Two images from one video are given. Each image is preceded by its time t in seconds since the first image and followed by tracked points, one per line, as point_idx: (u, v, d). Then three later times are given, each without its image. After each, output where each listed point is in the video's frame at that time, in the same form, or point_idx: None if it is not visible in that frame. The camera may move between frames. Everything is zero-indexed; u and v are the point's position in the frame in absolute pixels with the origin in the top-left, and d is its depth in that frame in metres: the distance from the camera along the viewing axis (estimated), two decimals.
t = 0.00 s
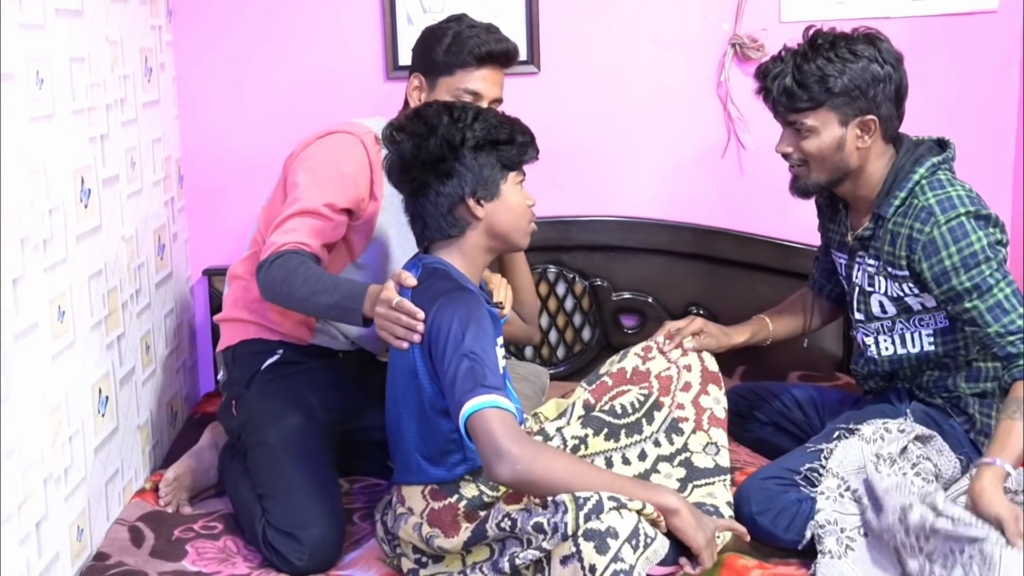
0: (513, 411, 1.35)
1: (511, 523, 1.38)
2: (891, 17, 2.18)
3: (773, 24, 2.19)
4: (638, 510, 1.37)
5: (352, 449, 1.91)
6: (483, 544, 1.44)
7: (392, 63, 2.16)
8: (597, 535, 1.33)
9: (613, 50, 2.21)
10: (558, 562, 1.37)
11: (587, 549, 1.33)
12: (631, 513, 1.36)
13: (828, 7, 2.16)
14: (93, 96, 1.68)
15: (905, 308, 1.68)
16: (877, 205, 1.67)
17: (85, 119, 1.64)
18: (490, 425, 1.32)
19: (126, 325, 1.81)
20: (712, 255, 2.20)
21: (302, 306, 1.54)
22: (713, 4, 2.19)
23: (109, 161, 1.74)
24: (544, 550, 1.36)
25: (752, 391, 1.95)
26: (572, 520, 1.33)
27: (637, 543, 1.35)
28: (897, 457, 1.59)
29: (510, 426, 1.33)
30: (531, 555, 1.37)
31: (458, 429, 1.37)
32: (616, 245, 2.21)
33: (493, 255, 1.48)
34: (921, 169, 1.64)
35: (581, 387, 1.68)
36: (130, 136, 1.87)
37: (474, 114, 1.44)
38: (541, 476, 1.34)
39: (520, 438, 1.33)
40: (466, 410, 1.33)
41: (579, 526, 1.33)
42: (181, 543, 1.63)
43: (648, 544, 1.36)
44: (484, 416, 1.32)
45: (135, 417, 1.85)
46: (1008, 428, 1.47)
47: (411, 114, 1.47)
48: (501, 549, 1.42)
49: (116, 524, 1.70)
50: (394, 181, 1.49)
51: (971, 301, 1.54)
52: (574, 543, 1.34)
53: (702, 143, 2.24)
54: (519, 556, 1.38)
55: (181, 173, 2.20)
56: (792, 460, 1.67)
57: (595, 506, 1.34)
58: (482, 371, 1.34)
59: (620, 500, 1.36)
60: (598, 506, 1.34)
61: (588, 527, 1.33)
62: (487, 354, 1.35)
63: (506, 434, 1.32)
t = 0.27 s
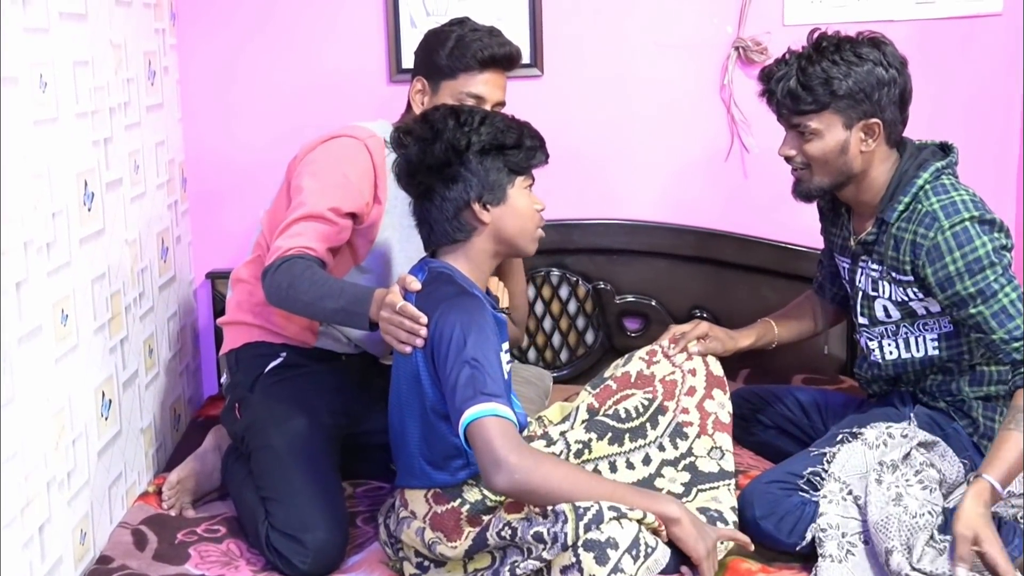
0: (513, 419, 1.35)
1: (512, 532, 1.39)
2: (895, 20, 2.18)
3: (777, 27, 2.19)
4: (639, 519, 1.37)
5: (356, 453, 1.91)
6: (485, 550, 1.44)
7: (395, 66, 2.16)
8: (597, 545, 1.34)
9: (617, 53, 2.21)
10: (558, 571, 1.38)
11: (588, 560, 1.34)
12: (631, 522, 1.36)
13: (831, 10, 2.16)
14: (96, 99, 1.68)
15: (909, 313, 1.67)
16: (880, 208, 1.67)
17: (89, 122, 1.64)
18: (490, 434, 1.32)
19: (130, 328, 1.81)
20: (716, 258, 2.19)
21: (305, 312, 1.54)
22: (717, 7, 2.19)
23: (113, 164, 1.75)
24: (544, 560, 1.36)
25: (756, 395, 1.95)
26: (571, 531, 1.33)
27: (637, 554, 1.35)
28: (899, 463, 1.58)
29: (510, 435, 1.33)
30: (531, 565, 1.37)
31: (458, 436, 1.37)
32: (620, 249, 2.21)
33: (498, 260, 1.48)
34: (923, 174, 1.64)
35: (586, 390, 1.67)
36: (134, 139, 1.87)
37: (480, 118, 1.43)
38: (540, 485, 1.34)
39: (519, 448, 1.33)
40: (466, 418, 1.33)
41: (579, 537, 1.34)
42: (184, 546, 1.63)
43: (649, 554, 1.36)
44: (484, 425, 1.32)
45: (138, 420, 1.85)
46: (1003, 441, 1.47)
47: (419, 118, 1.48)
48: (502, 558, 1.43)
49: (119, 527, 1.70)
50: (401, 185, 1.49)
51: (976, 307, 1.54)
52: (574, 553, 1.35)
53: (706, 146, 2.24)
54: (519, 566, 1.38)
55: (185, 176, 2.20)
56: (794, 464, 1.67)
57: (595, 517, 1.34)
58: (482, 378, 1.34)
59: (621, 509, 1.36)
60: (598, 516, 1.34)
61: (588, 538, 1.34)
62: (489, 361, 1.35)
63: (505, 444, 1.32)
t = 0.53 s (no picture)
0: (509, 422, 1.35)
1: (509, 532, 1.39)
2: (897, 24, 2.18)
3: (779, 30, 2.19)
4: (636, 518, 1.37)
5: (355, 454, 1.91)
6: (483, 552, 1.44)
7: (397, 68, 2.16)
8: (593, 544, 1.34)
9: (619, 56, 2.21)
10: (555, 570, 1.37)
11: (583, 558, 1.34)
12: (627, 521, 1.37)
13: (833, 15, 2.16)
14: (98, 99, 1.68)
15: (908, 318, 1.67)
16: (879, 214, 1.67)
17: (91, 122, 1.64)
18: (486, 437, 1.32)
19: (130, 328, 1.81)
20: (716, 262, 2.20)
21: (305, 312, 1.54)
22: (719, 11, 2.19)
23: (114, 164, 1.75)
24: (541, 559, 1.36)
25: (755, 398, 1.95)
26: (568, 529, 1.33)
27: (633, 553, 1.35)
28: (899, 469, 1.60)
29: (505, 437, 1.33)
30: (529, 564, 1.37)
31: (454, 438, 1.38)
32: (620, 252, 2.21)
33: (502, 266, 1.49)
34: (922, 181, 1.63)
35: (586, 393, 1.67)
36: (135, 139, 1.87)
37: (491, 122, 1.43)
38: (535, 488, 1.34)
39: (514, 451, 1.33)
40: (461, 420, 1.33)
41: (576, 535, 1.34)
42: (182, 546, 1.63)
43: (645, 553, 1.36)
44: (480, 427, 1.32)
45: (138, 421, 1.85)
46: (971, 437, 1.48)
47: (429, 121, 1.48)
48: (501, 558, 1.43)
49: (118, 527, 1.70)
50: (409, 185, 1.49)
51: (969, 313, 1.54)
52: (571, 552, 1.35)
53: (707, 150, 2.24)
54: (518, 565, 1.39)
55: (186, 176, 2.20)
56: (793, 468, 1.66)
57: (592, 515, 1.34)
58: (479, 382, 1.34)
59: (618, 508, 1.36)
60: (595, 514, 1.34)
61: (585, 536, 1.34)
62: (486, 364, 1.35)
63: (500, 447, 1.32)
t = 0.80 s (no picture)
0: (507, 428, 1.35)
1: (511, 534, 1.40)
2: (898, 24, 2.18)
3: (781, 30, 2.19)
4: (638, 518, 1.38)
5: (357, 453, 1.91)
6: (484, 553, 1.45)
7: (398, 67, 2.16)
8: (595, 545, 1.34)
9: (620, 55, 2.20)
10: (558, 571, 1.38)
11: (586, 558, 1.34)
12: (629, 522, 1.37)
13: (835, 14, 2.16)
14: (99, 99, 1.68)
15: (903, 320, 1.68)
16: (874, 215, 1.67)
17: (92, 122, 1.64)
18: (483, 444, 1.33)
19: (132, 328, 1.81)
20: (717, 261, 2.19)
21: (308, 314, 1.54)
22: (720, 11, 2.18)
23: (115, 164, 1.75)
24: (544, 561, 1.36)
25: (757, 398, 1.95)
26: (570, 531, 1.33)
27: (636, 553, 1.36)
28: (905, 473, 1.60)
29: (501, 443, 1.33)
30: (531, 566, 1.37)
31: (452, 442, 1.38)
32: (622, 251, 2.21)
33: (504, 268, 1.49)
34: (916, 182, 1.63)
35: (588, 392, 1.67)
36: (137, 139, 1.87)
37: (494, 127, 1.42)
38: (533, 489, 1.34)
39: (510, 457, 1.33)
40: (458, 427, 1.33)
41: (578, 536, 1.34)
42: (184, 545, 1.63)
43: (648, 554, 1.37)
44: (477, 434, 1.33)
45: (139, 420, 1.85)
46: (937, 436, 1.52)
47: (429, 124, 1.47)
48: (502, 559, 1.43)
49: (120, 527, 1.70)
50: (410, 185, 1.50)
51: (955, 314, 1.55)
52: (573, 553, 1.35)
53: (708, 149, 2.24)
54: (519, 566, 1.39)
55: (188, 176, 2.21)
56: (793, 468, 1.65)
57: (593, 516, 1.35)
58: (476, 389, 1.34)
59: (620, 509, 1.37)
60: (597, 515, 1.35)
61: (587, 537, 1.34)
62: (484, 370, 1.35)
63: (496, 453, 1.33)
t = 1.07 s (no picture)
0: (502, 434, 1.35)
1: (511, 534, 1.41)
2: (900, 20, 2.18)
3: (782, 27, 2.19)
4: (637, 518, 1.41)
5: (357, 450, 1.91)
6: (484, 552, 1.46)
7: (399, 63, 2.16)
8: (595, 545, 1.36)
9: (621, 52, 2.20)
10: (558, 571, 1.40)
11: (586, 559, 1.36)
12: (628, 521, 1.39)
13: (836, 11, 2.16)
14: (101, 95, 1.68)
15: (899, 316, 1.68)
16: (869, 211, 1.67)
17: (93, 118, 1.64)
18: (479, 454, 1.32)
19: (132, 324, 1.81)
20: (716, 257, 2.19)
21: (302, 305, 1.53)
22: (720, 7, 2.18)
23: (117, 160, 1.75)
24: (544, 561, 1.38)
25: (757, 395, 1.95)
26: (570, 532, 1.35)
27: (636, 553, 1.38)
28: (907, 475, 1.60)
29: (500, 453, 1.33)
30: (531, 566, 1.40)
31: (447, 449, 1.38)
32: (623, 248, 2.21)
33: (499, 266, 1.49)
34: (912, 177, 1.63)
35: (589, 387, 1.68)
36: (138, 135, 1.88)
37: (487, 130, 1.41)
38: (530, 496, 1.33)
39: (507, 467, 1.33)
40: (451, 436, 1.33)
41: (578, 537, 1.36)
42: (185, 541, 1.64)
43: (648, 553, 1.40)
44: (472, 442, 1.33)
45: (140, 416, 1.85)
46: (922, 435, 1.54)
47: (422, 123, 1.46)
48: (502, 559, 1.45)
49: (121, 523, 1.70)
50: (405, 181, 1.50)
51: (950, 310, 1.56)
52: (573, 553, 1.37)
53: (709, 146, 2.24)
54: (520, 567, 1.41)
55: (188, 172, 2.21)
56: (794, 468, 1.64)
57: (592, 516, 1.36)
58: (469, 397, 1.34)
59: (619, 508, 1.39)
60: (596, 515, 1.36)
61: (586, 538, 1.36)
62: (476, 379, 1.35)
63: (494, 463, 1.32)
